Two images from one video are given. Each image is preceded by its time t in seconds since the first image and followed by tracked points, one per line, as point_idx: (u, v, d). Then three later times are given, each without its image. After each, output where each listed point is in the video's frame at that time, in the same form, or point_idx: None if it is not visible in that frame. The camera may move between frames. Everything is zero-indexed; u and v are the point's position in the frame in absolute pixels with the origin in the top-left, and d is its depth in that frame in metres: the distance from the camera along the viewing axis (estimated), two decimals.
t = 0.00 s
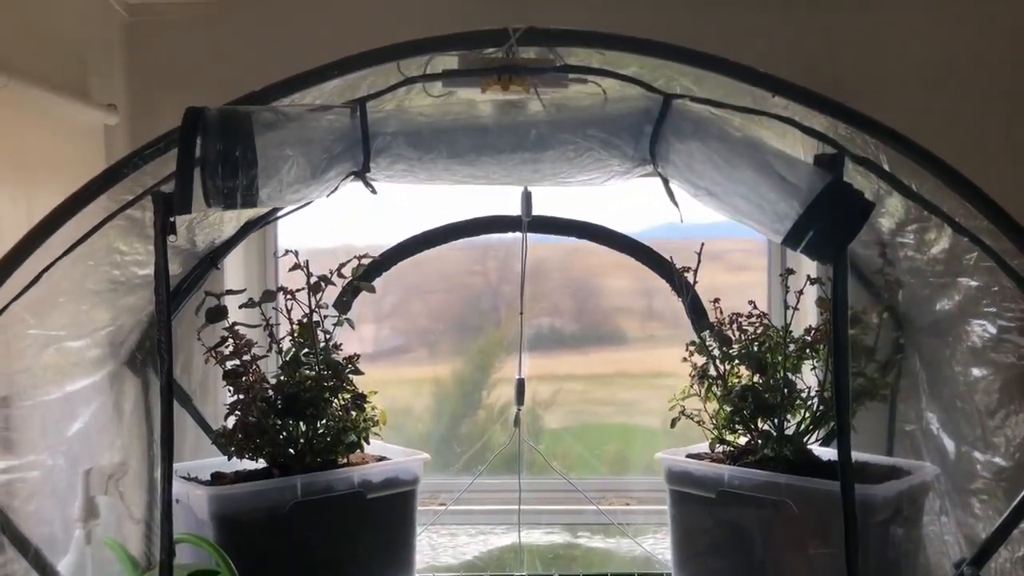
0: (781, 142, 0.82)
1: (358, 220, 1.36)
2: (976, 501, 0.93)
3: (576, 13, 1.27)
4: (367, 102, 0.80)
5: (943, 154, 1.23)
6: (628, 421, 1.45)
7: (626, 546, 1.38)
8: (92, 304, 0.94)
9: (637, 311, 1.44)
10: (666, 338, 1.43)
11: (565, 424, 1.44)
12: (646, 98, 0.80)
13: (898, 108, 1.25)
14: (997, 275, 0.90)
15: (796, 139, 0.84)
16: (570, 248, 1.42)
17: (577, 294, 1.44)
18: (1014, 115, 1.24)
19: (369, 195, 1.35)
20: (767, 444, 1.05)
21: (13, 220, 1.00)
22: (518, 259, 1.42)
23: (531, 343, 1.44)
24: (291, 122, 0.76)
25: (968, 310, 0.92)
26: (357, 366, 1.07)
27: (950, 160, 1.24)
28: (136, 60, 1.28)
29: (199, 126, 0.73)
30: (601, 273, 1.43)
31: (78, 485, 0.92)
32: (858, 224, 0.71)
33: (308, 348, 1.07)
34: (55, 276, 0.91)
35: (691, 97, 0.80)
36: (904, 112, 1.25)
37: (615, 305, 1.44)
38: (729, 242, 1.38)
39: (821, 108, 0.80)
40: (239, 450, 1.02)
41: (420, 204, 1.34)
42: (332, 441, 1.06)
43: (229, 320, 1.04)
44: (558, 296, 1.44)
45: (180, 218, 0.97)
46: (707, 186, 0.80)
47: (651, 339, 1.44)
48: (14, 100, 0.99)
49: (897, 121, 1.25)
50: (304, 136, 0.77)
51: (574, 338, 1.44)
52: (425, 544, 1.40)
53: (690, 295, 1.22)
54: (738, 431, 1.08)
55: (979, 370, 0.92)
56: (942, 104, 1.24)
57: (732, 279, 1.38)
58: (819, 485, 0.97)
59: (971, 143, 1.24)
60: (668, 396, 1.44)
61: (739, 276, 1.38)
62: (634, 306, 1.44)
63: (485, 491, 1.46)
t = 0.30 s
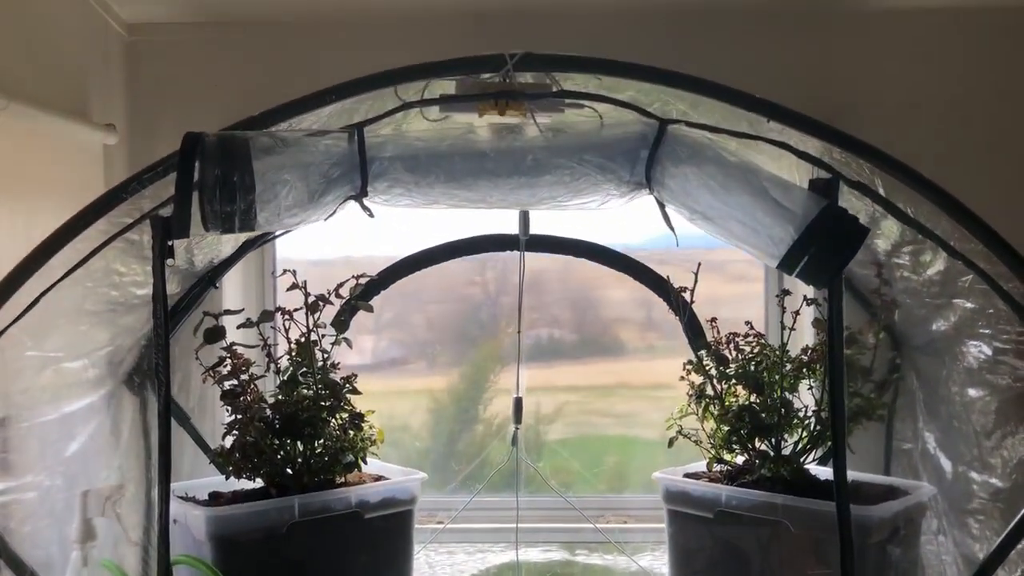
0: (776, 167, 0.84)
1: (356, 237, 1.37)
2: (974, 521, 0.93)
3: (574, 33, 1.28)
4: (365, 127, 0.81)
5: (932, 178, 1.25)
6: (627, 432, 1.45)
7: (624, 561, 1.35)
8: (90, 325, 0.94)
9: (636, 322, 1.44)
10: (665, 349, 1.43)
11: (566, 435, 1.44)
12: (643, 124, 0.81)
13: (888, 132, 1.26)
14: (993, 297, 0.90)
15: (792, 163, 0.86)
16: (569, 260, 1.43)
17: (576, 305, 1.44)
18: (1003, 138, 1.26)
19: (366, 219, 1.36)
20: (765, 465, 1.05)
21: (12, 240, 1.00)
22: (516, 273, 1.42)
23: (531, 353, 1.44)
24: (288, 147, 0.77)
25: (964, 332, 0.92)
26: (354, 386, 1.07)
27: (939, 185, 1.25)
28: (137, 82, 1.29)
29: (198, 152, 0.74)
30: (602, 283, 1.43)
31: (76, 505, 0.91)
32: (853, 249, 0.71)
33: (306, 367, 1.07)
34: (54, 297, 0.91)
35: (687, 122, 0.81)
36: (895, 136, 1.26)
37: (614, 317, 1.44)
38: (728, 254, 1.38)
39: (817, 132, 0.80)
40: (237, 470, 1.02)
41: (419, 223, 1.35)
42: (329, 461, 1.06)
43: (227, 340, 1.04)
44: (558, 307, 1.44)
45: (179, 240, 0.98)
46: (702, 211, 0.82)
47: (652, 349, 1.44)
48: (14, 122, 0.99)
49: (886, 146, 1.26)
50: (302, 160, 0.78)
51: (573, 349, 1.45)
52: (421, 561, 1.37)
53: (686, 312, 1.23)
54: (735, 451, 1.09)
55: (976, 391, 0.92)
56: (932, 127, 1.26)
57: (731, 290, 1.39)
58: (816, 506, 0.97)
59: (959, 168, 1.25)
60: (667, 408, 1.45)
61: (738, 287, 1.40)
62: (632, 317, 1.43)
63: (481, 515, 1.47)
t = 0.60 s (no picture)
0: (776, 178, 0.84)
1: (357, 244, 1.37)
2: (975, 530, 0.93)
3: (573, 41, 1.29)
4: (364, 138, 0.81)
5: (929, 186, 1.25)
6: (627, 436, 1.45)
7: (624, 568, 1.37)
8: (89, 335, 0.94)
9: (636, 326, 1.44)
10: (666, 352, 1.43)
11: (566, 439, 1.44)
12: (643, 134, 0.82)
13: (885, 140, 1.27)
14: (992, 307, 0.90)
15: (792, 174, 0.85)
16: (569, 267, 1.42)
17: (576, 308, 1.44)
18: (1000, 146, 1.26)
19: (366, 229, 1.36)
20: (764, 474, 1.05)
21: (11, 249, 1.00)
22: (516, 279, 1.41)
23: (532, 356, 1.44)
24: (288, 159, 0.77)
25: (963, 341, 0.93)
26: (354, 396, 1.07)
27: (935, 194, 1.26)
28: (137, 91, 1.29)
29: (195, 164, 0.74)
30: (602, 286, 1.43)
31: (76, 516, 0.90)
32: (852, 261, 0.72)
33: (306, 376, 1.06)
34: (53, 309, 0.92)
35: (686, 133, 0.82)
36: (892, 145, 1.27)
37: (614, 323, 1.44)
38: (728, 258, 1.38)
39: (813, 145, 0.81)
40: (236, 479, 1.02)
41: (419, 232, 1.36)
42: (330, 470, 1.06)
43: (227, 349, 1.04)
44: (559, 310, 1.44)
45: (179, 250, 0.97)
46: (702, 221, 0.82)
47: (651, 352, 1.44)
48: (14, 130, 1.00)
49: (883, 154, 1.26)
50: (302, 172, 0.79)
51: (573, 352, 1.45)
52: (421, 569, 1.38)
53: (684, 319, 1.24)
54: (735, 459, 1.09)
55: (976, 401, 0.92)
56: (929, 135, 1.26)
57: (729, 292, 1.39)
58: (815, 515, 0.97)
59: (956, 177, 1.26)
60: (666, 411, 1.45)
61: (737, 288, 1.40)
62: (633, 320, 1.44)
63: (480, 523, 1.45)
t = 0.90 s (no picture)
0: (776, 180, 0.84)
1: (358, 244, 1.37)
2: (975, 530, 0.93)
3: (575, 40, 1.29)
4: (367, 141, 0.82)
5: (931, 187, 1.25)
6: (629, 434, 1.45)
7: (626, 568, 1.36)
8: (92, 335, 0.94)
9: (637, 323, 1.44)
10: (666, 349, 1.43)
11: (567, 436, 1.45)
12: (644, 138, 0.82)
13: (886, 141, 1.27)
14: (992, 308, 0.90)
15: (792, 176, 0.85)
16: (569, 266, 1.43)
17: (577, 306, 1.44)
18: (1001, 148, 1.26)
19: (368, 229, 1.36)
20: (765, 474, 1.05)
21: (13, 250, 1.00)
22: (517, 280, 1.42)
23: (533, 354, 1.45)
24: (289, 162, 0.78)
25: (964, 341, 0.93)
26: (356, 395, 1.08)
27: (936, 194, 1.26)
28: (138, 91, 1.29)
29: (199, 166, 0.75)
30: (602, 284, 1.44)
31: (79, 516, 0.91)
32: (852, 265, 0.72)
33: (308, 376, 1.07)
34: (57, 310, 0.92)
35: (687, 137, 0.82)
36: (893, 147, 1.27)
37: (615, 322, 1.44)
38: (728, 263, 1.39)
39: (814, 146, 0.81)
40: (238, 479, 1.02)
41: (421, 232, 1.36)
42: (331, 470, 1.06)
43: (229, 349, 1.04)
44: (559, 308, 1.44)
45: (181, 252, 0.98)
46: (703, 224, 0.83)
47: (652, 349, 1.44)
48: (16, 130, 0.99)
49: (884, 155, 1.26)
50: (303, 175, 0.79)
51: (573, 349, 1.45)
52: (423, 568, 1.38)
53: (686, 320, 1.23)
54: (736, 459, 1.09)
55: (977, 401, 0.92)
56: (930, 135, 1.26)
57: (731, 289, 1.40)
58: (815, 516, 0.97)
59: (957, 178, 1.26)
60: (666, 408, 1.45)
61: (737, 288, 1.40)
62: (634, 318, 1.44)
63: (481, 522, 1.45)
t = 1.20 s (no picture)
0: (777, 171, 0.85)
1: (359, 236, 1.37)
2: (974, 521, 0.93)
3: (576, 31, 1.28)
4: (367, 132, 0.82)
5: (932, 182, 1.25)
6: (629, 424, 1.46)
7: (627, 559, 1.36)
8: (92, 326, 0.94)
9: (637, 314, 1.44)
10: (666, 340, 1.43)
11: (567, 427, 1.45)
12: (645, 129, 0.82)
13: (887, 134, 1.26)
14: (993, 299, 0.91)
15: (794, 167, 0.85)
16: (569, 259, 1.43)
17: (577, 297, 1.44)
18: (1002, 139, 1.26)
19: (368, 221, 1.36)
20: (765, 464, 1.05)
21: (13, 243, 1.00)
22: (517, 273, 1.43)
23: (533, 344, 1.45)
24: (290, 153, 0.78)
25: (964, 332, 0.93)
26: (357, 386, 1.08)
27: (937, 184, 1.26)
28: (138, 84, 1.29)
29: (199, 157, 0.75)
30: (602, 274, 1.44)
31: (81, 506, 0.91)
32: (852, 257, 0.72)
33: (309, 367, 1.07)
34: (57, 301, 0.92)
35: (688, 128, 0.82)
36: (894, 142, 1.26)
37: (616, 313, 1.44)
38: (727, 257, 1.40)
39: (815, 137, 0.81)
40: (239, 470, 1.03)
41: (422, 224, 1.37)
42: (333, 460, 1.07)
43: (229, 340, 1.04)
44: (559, 298, 1.44)
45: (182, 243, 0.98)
46: (704, 215, 0.83)
47: (652, 339, 1.44)
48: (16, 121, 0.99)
49: (885, 149, 1.26)
50: (303, 166, 0.79)
51: (574, 340, 1.45)
52: (424, 559, 1.37)
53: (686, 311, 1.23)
54: (736, 450, 1.09)
55: (977, 392, 0.92)
56: (932, 128, 1.26)
57: (731, 280, 1.40)
58: (816, 507, 0.97)
59: (958, 172, 1.25)
60: (666, 399, 1.46)
61: (737, 279, 1.40)
62: (634, 309, 1.44)
63: (481, 512, 1.46)
